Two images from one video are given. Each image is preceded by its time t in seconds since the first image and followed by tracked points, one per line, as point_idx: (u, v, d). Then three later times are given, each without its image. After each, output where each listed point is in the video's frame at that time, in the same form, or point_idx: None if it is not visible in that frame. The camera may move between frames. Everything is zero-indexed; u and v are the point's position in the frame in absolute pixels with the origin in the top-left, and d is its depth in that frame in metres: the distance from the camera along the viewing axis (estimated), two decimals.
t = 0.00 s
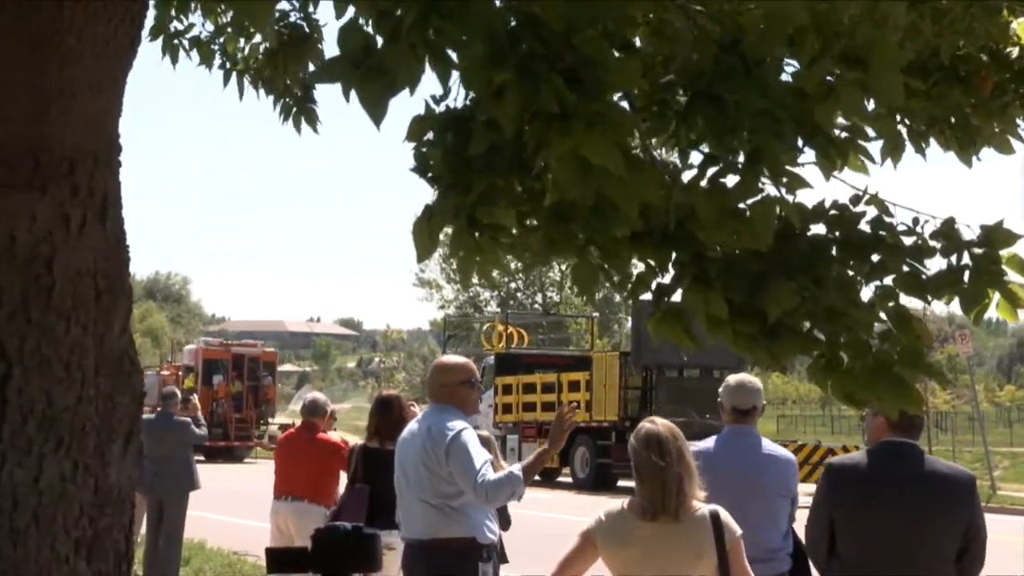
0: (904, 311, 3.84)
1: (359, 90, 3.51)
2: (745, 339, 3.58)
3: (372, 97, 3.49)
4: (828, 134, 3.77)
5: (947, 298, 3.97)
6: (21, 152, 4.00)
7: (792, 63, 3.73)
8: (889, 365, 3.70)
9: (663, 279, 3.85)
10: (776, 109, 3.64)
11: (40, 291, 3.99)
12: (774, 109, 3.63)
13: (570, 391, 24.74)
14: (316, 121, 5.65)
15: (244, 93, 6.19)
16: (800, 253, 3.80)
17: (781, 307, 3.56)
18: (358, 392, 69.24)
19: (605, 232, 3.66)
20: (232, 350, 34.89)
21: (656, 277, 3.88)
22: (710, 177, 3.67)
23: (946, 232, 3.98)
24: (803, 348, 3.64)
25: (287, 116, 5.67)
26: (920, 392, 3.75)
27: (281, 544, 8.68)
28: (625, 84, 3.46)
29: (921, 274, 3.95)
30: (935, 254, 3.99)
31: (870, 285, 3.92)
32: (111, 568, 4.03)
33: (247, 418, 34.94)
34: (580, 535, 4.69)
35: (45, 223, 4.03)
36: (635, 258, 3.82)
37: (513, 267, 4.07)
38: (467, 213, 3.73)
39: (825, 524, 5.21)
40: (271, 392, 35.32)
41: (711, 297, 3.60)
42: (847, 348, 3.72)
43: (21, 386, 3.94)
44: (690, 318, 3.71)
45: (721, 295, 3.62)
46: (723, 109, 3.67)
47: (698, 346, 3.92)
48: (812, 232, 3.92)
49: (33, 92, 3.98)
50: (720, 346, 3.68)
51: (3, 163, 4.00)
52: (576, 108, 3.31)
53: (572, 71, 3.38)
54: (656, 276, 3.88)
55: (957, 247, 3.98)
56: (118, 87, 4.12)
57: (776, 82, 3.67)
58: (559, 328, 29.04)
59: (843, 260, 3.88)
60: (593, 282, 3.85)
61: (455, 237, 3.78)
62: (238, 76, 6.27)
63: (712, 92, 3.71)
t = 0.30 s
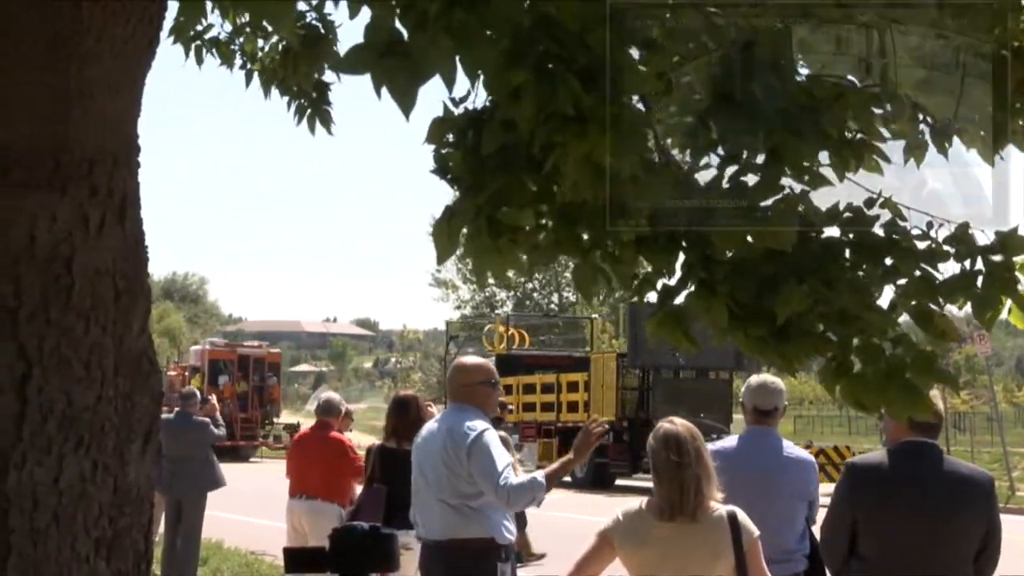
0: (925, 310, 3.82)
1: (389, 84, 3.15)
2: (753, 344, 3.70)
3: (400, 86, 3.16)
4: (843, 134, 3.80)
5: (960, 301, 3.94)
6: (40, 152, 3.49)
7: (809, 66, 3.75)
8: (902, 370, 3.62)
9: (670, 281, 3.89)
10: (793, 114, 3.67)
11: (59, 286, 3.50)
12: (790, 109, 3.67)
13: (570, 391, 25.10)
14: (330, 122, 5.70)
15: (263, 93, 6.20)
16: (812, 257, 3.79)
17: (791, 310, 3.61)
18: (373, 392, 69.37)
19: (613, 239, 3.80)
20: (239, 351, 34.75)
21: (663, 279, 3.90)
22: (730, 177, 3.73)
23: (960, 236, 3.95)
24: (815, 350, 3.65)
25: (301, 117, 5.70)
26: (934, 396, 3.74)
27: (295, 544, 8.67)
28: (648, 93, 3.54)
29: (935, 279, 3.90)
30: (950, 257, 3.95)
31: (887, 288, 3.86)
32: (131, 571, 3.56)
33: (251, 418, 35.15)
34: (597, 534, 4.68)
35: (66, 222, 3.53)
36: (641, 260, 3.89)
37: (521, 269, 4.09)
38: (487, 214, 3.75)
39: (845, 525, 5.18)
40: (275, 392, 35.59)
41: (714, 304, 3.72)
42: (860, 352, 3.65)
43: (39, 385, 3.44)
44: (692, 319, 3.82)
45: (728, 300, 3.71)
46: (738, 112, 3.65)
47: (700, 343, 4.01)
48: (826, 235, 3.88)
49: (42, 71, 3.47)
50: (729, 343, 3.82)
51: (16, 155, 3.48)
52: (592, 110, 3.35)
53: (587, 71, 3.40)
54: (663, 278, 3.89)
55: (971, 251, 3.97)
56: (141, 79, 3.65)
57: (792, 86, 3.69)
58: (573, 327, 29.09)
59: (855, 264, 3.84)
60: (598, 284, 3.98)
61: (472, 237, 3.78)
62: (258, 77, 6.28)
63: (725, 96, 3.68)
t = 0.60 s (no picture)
0: (943, 310, 3.96)
1: (420, 96, 3.58)
2: (779, 341, 3.89)
3: (430, 100, 3.58)
4: (854, 131, 4.09)
5: (986, 299, 4.09)
6: (71, 152, 3.48)
7: (810, 66, 4.12)
8: (923, 371, 3.76)
9: (697, 281, 4.13)
10: (788, 115, 4.11)
11: (89, 287, 3.49)
12: (800, 109, 4.10)
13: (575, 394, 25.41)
14: (365, 121, 5.51)
15: (290, 94, 6.22)
16: (833, 254, 4.05)
17: (817, 308, 3.83)
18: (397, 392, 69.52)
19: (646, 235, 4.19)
20: (251, 351, 35.18)
21: (691, 277, 4.15)
22: (754, 176, 4.06)
23: (985, 236, 4.10)
24: (840, 349, 3.84)
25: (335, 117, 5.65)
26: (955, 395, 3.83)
27: (319, 543, 8.70)
28: (649, 89, 3.99)
29: (961, 277, 4.05)
30: (976, 256, 4.10)
31: (909, 286, 4.04)
32: (159, 570, 3.55)
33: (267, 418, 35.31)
34: (622, 535, 4.67)
35: (95, 222, 3.53)
36: (670, 258, 4.20)
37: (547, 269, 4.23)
38: (509, 214, 3.92)
39: (870, 527, 5.15)
40: (287, 394, 35.95)
41: (744, 300, 3.92)
42: (881, 350, 3.81)
43: (70, 385, 3.42)
44: (721, 318, 3.99)
45: (756, 298, 3.91)
46: (738, 112, 4.09)
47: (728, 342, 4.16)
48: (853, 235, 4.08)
49: (74, 72, 3.46)
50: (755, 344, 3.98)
51: (48, 156, 3.47)
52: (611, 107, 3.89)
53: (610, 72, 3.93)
54: (690, 276, 4.15)
55: (998, 250, 4.09)
56: (170, 81, 3.67)
57: (790, 87, 4.11)
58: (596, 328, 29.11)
59: (881, 263, 4.04)
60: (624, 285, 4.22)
61: (495, 236, 3.91)
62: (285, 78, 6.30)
63: (726, 97, 4.09)
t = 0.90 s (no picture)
0: (975, 306, 3.91)
1: (442, 91, 3.61)
2: (805, 340, 3.93)
3: (454, 93, 3.62)
4: (849, 129, 4.46)
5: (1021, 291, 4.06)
6: (95, 153, 3.46)
7: (808, 66, 4.49)
8: (953, 364, 3.70)
9: (722, 279, 4.27)
10: (788, 116, 4.48)
11: (112, 287, 3.46)
12: (791, 110, 4.48)
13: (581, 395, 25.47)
14: (376, 123, 5.58)
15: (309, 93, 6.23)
16: (861, 252, 4.16)
17: (844, 306, 3.85)
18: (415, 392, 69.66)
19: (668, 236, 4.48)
20: (261, 352, 35.41)
21: (716, 276, 4.27)
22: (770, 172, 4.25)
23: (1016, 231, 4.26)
24: (869, 344, 3.82)
25: (348, 117, 5.64)
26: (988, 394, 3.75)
27: (338, 543, 8.72)
28: (648, 90, 4.36)
29: (992, 269, 4.08)
30: (1006, 249, 4.21)
31: (939, 281, 4.07)
32: (181, 569, 3.56)
33: (278, 418, 35.46)
34: (642, 536, 4.66)
35: (118, 223, 3.50)
36: (696, 258, 4.40)
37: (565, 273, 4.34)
38: (537, 213, 4.02)
39: (892, 527, 5.15)
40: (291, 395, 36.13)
41: (771, 300, 3.96)
42: (912, 346, 3.77)
43: (93, 385, 3.40)
44: (748, 317, 4.01)
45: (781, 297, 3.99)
46: (736, 111, 4.47)
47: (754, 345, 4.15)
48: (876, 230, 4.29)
49: (98, 73, 3.45)
50: (782, 343, 4.06)
51: (72, 156, 3.44)
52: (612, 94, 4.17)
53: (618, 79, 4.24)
54: (716, 275, 4.28)
55: None
56: (191, 83, 3.68)
57: (790, 86, 4.48)
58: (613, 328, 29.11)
59: (910, 258, 4.17)
60: (642, 283, 4.36)
61: (522, 237, 4.01)
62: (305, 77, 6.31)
63: (725, 97, 4.47)
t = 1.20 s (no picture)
0: (988, 311, 4.08)
1: (439, 93, 3.66)
2: (818, 343, 4.04)
3: (452, 97, 3.67)
4: (849, 128, 4.54)
5: None
6: (113, 154, 3.47)
7: (808, 66, 4.56)
8: (968, 371, 3.86)
9: (735, 281, 4.34)
10: (788, 116, 4.54)
11: (131, 288, 3.47)
12: (790, 109, 4.54)
13: (580, 394, 25.47)
14: (392, 125, 5.67)
15: (324, 94, 6.23)
16: (876, 255, 4.28)
17: (859, 308, 3.97)
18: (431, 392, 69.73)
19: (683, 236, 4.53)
20: (266, 353, 35.43)
21: (730, 279, 4.34)
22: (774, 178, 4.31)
23: None
24: (883, 350, 3.98)
25: (365, 118, 5.67)
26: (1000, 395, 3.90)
27: (358, 543, 8.73)
28: (648, 90, 4.40)
29: (1005, 277, 4.18)
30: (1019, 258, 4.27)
31: (954, 288, 4.19)
32: (199, 569, 3.57)
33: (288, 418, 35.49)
34: (658, 536, 4.65)
35: (137, 223, 3.50)
36: (712, 259, 4.46)
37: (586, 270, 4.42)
38: (541, 216, 4.05)
39: (912, 528, 5.14)
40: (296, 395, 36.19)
41: (786, 301, 4.04)
42: (926, 352, 3.94)
43: (111, 385, 3.40)
44: (763, 319, 4.10)
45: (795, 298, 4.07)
46: (736, 111, 4.53)
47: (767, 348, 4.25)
48: (892, 235, 4.40)
49: (116, 74, 3.45)
50: (795, 348, 4.15)
51: (91, 157, 3.45)
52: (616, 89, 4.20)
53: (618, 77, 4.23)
54: (731, 278, 4.34)
55: None
56: (209, 85, 3.69)
57: (790, 86, 4.55)
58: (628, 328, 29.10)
59: (923, 264, 4.27)
60: (670, 280, 4.43)
61: (527, 236, 4.05)
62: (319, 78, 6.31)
63: (725, 97, 4.53)
